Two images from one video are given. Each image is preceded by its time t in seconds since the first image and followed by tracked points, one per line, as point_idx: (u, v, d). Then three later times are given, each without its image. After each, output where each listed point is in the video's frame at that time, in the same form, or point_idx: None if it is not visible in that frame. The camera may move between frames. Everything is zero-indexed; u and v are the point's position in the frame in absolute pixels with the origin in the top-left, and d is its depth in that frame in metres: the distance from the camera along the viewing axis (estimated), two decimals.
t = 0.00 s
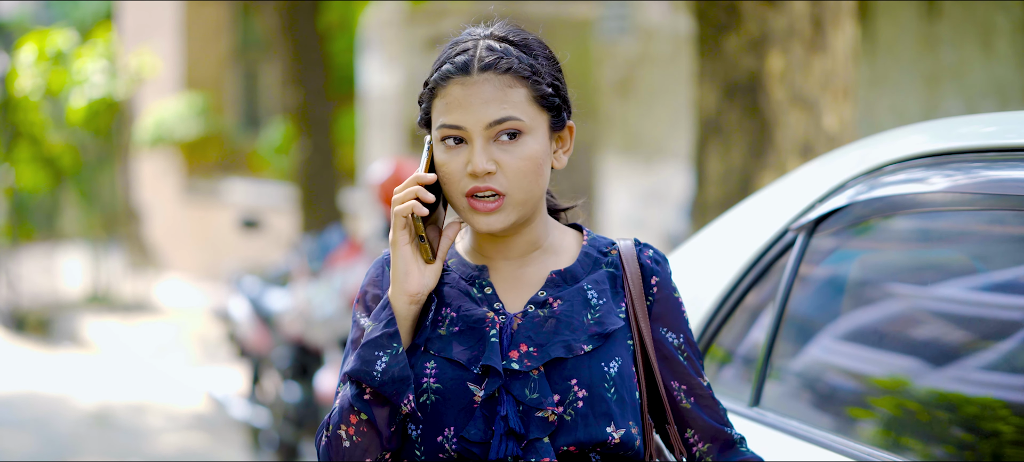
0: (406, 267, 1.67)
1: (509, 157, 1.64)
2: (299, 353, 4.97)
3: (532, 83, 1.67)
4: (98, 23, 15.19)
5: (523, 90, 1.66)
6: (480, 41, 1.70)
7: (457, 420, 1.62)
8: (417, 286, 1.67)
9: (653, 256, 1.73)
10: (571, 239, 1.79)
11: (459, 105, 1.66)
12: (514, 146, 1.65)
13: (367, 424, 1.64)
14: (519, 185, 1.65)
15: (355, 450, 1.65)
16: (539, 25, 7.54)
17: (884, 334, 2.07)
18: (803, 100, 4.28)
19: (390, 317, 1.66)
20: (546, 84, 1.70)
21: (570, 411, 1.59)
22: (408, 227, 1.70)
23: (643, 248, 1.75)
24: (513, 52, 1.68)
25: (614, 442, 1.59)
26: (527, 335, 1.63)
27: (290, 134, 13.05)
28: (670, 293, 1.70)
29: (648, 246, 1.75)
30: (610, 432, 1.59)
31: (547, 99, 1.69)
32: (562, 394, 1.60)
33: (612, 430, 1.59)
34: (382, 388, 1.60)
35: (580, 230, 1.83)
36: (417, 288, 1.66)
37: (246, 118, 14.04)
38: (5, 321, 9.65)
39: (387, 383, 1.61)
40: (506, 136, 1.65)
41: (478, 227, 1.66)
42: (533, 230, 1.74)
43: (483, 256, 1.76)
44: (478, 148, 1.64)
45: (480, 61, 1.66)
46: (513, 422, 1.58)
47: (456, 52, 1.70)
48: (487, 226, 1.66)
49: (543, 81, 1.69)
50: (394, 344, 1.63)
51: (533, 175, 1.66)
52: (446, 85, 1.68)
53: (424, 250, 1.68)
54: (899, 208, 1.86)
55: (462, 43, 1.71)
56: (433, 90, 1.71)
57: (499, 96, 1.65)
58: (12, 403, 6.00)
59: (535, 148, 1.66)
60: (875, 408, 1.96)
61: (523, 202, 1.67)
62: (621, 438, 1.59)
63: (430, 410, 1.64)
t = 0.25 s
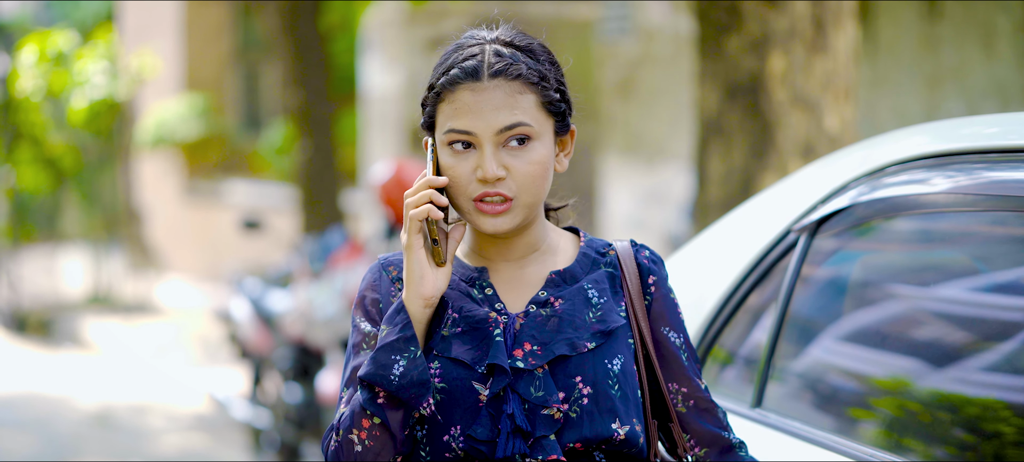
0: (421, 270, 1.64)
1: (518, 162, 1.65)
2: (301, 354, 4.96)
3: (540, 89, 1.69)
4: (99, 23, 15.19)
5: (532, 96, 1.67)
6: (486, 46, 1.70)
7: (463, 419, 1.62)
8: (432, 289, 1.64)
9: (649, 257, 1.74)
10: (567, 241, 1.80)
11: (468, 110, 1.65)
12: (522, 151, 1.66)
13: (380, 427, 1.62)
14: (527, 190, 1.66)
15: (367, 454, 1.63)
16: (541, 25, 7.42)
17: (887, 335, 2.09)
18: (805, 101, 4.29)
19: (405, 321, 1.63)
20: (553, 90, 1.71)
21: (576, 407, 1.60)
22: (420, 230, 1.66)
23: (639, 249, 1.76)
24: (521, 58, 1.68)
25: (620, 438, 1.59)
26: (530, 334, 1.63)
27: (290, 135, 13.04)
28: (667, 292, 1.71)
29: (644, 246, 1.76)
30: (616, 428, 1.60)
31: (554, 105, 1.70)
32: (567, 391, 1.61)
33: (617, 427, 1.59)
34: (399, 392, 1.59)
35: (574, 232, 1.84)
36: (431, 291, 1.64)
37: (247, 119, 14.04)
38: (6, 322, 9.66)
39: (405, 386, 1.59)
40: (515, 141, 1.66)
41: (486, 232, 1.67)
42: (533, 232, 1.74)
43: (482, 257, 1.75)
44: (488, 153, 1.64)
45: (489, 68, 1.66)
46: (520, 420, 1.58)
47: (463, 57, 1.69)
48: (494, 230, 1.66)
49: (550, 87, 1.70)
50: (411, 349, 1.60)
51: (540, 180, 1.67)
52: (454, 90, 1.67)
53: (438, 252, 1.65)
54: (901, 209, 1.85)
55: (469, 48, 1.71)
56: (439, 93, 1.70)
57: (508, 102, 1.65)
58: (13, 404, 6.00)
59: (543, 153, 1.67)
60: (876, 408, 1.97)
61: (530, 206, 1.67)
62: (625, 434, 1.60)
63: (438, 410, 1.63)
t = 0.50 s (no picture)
0: (415, 269, 1.64)
1: (511, 159, 1.65)
2: (301, 354, 4.96)
3: (533, 86, 1.69)
4: (100, 24, 15.21)
5: (525, 93, 1.68)
6: (479, 45, 1.71)
7: (459, 419, 1.62)
8: (426, 287, 1.64)
9: (644, 255, 1.74)
10: (563, 242, 1.80)
11: (461, 107, 1.66)
12: (515, 148, 1.66)
13: (375, 427, 1.61)
14: (520, 186, 1.66)
15: (363, 454, 1.61)
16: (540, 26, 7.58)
17: (887, 335, 2.07)
18: (805, 101, 4.29)
19: (399, 320, 1.63)
20: (546, 87, 1.71)
21: (571, 407, 1.60)
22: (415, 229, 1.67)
23: (634, 248, 1.75)
24: (514, 56, 1.69)
25: (615, 437, 1.59)
26: (525, 333, 1.63)
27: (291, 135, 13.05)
28: (662, 291, 1.71)
29: (639, 244, 1.75)
30: (611, 428, 1.59)
31: (546, 102, 1.70)
32: (562, 391, 1.61)
33: (612, 426, 1.59)
34: (394, 390, 1.58)
35: (570, 233, 1.84)
36: (425, 290, 1.64)
37: (246, 119, 14.03)
38: (7, 322, 9.67)
39: (398, 385, 1.59)
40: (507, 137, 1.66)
41: (479, 229, 1.67)
42: (527, 232, 1.74)
43: (478, 258, 1.76)
44: (480, 150, 1.64)
45: (482, 65, 1.67)
46: (515, 420, 1.58)
47: (457, 56, 1.70)
48: (488, 228, 1.66)
49: (543, 85, 1.71)
50: (405, 347, 1.60)
51: (534, 177, 1.67)
52: (446, 88, 1.68)
53: (431, 251, 1.65)
54: (901, 210, 1.86)
55: (462, 47, 1.72)
56: (433, 92, 1.70)
57: (501, 99, 1.65)
58: (14, 404, 6.00)
59: (535, 149, 1.67)
60: (876, 409, 1.96)
61: (524, 203, 1.67)
62: (621, 433, 1.60)
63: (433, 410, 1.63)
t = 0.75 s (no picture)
0: (407, 274, 1.64)
1: (500, 159, 1.64)
2: (302, 355, 4.96)
3: (519, 86, 1.69)
4: (101, 25, 15.24)
5: (511, 94, 1.67)
6: (464, 49, 1.72)
7: (456, 425, 1.62)
8: (418, 292, 1.64)
9: (643, 263, 1.74)
10: (564, 245, 1.79)
11: (447, 111, 1.66)
12: (504, 148, 1.65)
13: (369, 432, 1.62)
14: (511, 186, 1.65)
15: (357, 458, 1.62)
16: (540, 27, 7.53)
17: (887, 337, 2.08)
18: (805, 102, 4.29)
19: (393, 325, 1.64)
20: (533, 87, 1.71)
21: (569, 417, 1.60)
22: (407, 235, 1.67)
23: (635, 255, 1.75)
24: (498, 58, 1.70)
25: (612, 448, 1.60)
26: (524, 341, 1.63)
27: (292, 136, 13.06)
28: (660, 301, 1.72)
29: (639, 252, 1.76)
30: (608, 438, 1.60)
31: (534, 101, 1.70)
32: (561, 400, 1.61)
33: (609, 436, 1.60)
34: (386, 396, 1.59)
35: (571, 236, 1.83)
36: (418, 295, 1.64)
37: (247, 120, 14.01)
38: (8, 323, 9.68)
39: (391, 390, 1.59)
40: (496, 138, 1.66)
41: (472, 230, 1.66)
42: (525, 234, 1.74)
43: (477, 261, 1.76)
44: (468, 152, 1.64)
45: (465, 68, 1.67)
46: (513, 428, 1.58)
47: (441, 62, 1.71)
48: (482, 229, 1.66)
49: (530, 84, 1.70)
50: (397, 352, 1.61)
51: (525, 176, 1.67)
52: (433, 94, 1.69)
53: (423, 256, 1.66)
54: (901, 211, 1.86)
55: (447, 52, 1.73)
56: (420, 99, 1.71)
57: (486, 100, 1.66)
58: (15, 404, 6.01)
59: (525, 149, 1.66)
60: (877, 409, 1.96)
61: (516, 203, 1.67)
62: (618, 444, 1.60)
63: (430, 415, 1.63)
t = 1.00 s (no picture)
0: (405, 281, 1.65)
1: (504, 167, 1.64)
2: (303, 355, 4.96)
3: (525, 92, 1.68)
4: (103, 25, 15.24)
5: (517, 100, 1.67)
6: (471, 52, 1.72)
7: (448, 429, 1.63)
8: (416, 300, 1.65)
9: (641, 266, 1.70)
10: (562, 246, 1.78)
11: (453, 116, 1.66)
12: (508, 156, 1.65)
13: (364, 436, 1.64)
14: (514, 195, 1.66)
15: None
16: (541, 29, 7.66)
17: (887, 336, 2.06)
18: (806, 102, 4.29)
19: (389, 332, 1.65)
20: (539, 93, 1.71)
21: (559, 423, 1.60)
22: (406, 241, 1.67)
23: (633, 257, 1.72)
24: (505, 63, 1.69)
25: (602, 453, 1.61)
26: (517, 346, 1.63)
27: (293, 136, 13.05)
28: (654, 304, 1.66)
29: (639, 255, 1.72)
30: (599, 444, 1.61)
31: (539, 108, 1.69)
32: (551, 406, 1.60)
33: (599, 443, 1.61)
34: (380, 403, 1.60)
35: (571, 237, 1.82)
36: (416, 303, 1.65)
37: (248, 121, 13.98)
38: (9, 323, 9.70)
39: (385, 398, 1.61)
40: (500, 145, 1.66)
41: (473, 237, 1.67)
42: (525, 238, 1.73)
43: (477, 263, 1.76)
44: (472, 159, 1.64)
45: (472, 73, 1.67)
46: (504, 434, 1.59)
47: (448, 64, 1.71)
48: (483, 236, 1.66)
49: (536, 90, 1.70)
50: (393, 360, 1.62)
51: (529, 184, 1.67)
52: (439, 97, 1.69)
53: (421, 263, 1.66)
54: (902, 211, 1.86)
55: (454, 55, 1.72)
56: (426, 101, 1.71)
57: (492, 107, 1.65)
58: (16, 405, 6.01)
59: (529, 157, 1.67)
60: (878, 410, 1.96)
61: (520, 210, 1.67)
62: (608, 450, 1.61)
63: (423, 419, 1.65)
